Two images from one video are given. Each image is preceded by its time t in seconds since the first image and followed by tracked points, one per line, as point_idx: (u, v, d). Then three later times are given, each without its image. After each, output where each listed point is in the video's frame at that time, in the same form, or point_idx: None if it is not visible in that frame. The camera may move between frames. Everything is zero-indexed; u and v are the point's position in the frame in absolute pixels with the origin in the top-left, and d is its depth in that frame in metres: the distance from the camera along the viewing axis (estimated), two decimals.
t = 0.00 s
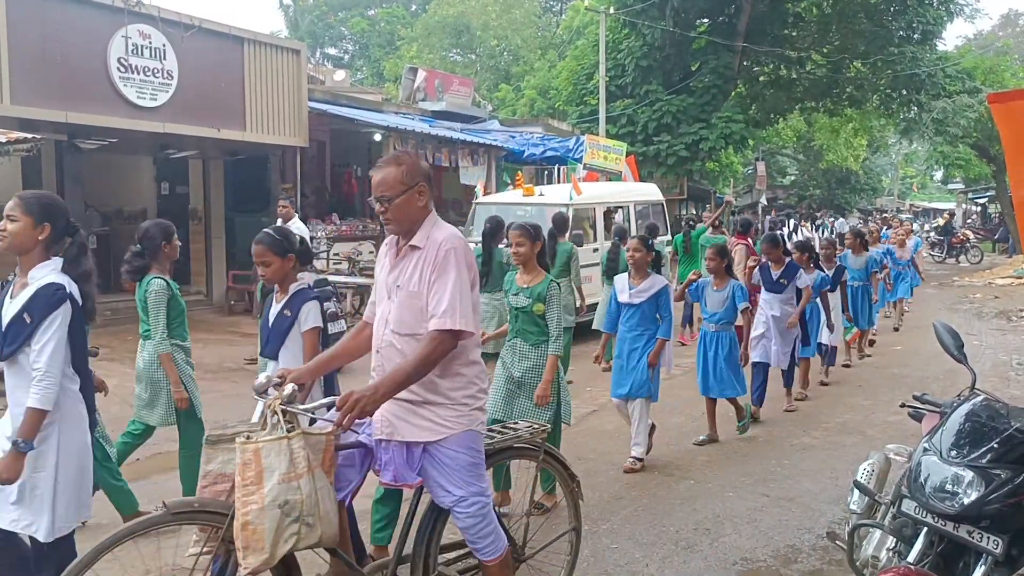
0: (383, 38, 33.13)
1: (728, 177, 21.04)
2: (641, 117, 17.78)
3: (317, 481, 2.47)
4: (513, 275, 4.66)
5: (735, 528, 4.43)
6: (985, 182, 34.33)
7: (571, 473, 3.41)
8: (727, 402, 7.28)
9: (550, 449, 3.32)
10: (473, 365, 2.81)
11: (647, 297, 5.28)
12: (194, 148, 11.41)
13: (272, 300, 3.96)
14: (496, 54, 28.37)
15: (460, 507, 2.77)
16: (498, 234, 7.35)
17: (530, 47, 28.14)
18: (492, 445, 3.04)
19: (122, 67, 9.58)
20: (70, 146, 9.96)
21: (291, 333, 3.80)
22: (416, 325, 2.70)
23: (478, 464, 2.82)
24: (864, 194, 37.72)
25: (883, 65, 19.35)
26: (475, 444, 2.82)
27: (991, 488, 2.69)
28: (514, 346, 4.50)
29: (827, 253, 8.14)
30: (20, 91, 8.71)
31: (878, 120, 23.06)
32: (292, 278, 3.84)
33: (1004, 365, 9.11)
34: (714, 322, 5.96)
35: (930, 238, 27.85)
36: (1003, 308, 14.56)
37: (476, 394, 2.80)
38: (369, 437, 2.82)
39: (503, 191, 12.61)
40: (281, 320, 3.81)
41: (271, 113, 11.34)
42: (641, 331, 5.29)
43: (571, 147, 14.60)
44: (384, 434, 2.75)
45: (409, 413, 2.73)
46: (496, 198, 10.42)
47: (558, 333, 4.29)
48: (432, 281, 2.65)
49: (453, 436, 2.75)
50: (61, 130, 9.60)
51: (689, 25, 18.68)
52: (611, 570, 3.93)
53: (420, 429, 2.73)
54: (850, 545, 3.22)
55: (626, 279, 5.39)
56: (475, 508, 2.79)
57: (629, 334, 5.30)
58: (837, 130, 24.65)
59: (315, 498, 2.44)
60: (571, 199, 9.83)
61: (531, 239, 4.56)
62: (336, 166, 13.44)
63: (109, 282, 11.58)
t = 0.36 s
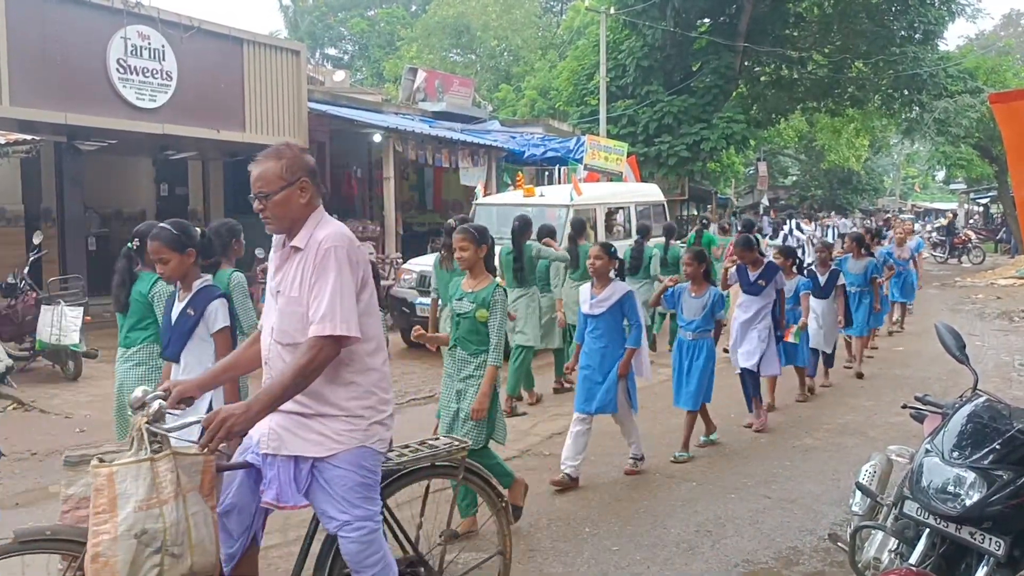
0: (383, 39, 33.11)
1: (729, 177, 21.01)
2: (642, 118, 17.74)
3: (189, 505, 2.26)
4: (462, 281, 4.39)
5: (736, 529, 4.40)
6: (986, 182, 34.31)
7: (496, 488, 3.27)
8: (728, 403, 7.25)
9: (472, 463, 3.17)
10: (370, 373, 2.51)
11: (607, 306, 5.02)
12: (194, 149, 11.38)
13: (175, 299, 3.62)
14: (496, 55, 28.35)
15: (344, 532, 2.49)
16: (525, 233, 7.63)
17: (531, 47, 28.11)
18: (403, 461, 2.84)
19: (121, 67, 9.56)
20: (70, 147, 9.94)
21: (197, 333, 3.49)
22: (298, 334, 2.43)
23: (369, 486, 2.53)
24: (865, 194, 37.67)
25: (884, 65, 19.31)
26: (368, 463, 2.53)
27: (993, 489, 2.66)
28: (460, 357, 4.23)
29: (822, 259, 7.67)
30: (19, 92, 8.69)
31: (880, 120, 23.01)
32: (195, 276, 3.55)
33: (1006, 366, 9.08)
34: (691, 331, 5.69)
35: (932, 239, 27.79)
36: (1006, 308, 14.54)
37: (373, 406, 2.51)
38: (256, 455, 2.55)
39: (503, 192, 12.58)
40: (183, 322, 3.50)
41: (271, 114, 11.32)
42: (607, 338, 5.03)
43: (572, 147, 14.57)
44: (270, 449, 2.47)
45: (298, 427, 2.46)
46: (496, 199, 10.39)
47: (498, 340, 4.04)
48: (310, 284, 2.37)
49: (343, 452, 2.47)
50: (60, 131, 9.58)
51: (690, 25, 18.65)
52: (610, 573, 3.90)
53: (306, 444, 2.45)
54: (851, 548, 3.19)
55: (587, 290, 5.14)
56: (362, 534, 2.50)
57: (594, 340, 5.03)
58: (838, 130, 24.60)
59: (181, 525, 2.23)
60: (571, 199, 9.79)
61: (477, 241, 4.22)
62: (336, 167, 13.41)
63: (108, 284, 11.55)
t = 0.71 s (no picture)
0: (383, 39, 33.07)
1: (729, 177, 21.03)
2: (641, 118, 17.74)
3: (25, 532, 2.17)
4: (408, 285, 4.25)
5: (735, 529, 4.40)
6: (985, 182, 34.37)
7: (405, 510, 3.01)
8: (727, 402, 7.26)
9: (377, 483, 2.94)
10: (237, 389, 2.35)
11: (567, 304, 4.79)
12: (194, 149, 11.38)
13: (67, 310, 3.32)
14: (496, 54, 28.37)
15: (185, 563, 2.30)
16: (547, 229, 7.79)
17: (531, 47, 28.11)
18: (290, 482, 2.68)
19: (120, 68, 9.55)
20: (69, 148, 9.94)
21: (90, 348, 3.16)
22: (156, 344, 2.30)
23: (226, 518, 2.36)
24: (864, 194, 37.71)
25: (884, 65, 19.33)
26: (227, 491, 2.35)
27: (993, 489, 2.65)
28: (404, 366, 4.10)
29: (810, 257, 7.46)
30: (19, 92, 8.69)
31: (879, 120, 23.00)
32: (91, 286, 3.25)
33: (1006, 365, 9.08)
34: (668, 336, 5.50)
35: (932, 238, 27.76)
36: (1005, 307, 14.57)
37: (238, 426, 2.35)
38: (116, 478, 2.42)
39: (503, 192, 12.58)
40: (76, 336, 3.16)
41: (270, 114, 11.32)
42: (570, 343, 4.79)
43: (571, 147, 14.54)
44: (124, 471, 2.34)
45: (152, 447, 2.33)
46: (495, 199, 10.37)
47: (458, 352, 4.08)
48: (170, 287, 2.25)
49: (196, 476, 2.31)
50: (60, 132, 9.57)
51: (689, 25, 18.64)
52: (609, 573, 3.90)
53: (160, 466, 2.32)
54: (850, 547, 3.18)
55: (545, 287, 4.91)
56: (203, 567, 2.31)
57: (557, 346, 4.80)
58: (838, 130, 24.59)
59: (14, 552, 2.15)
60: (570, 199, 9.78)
61: (423, 245, 4.08)
62: (335, 167, 13.39)
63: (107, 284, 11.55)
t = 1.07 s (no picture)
0: (382, 42, 33.12)
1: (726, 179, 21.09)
2: (639, 120, 17.81)
3: None
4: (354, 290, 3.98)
5: (733, 530, 4.43)
6: (981, 184, 34.48)
7: (306, 527, 3.05)
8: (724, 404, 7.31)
9: (273, 500, 2.96)
10: (106, 407, 2.24)
11: (536, 315, 4.56)
12: (192, 152, 11.40)
13: None
14: (494, 58, 28.49)
15: None
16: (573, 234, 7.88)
17: (529, 50, 28.18)
18: (172, 501, 2.66)
19: (119, 71, 9.59)
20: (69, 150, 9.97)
21: None
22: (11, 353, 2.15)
23: (108, 538, 2.29)
24: (861, 196, 37.81)
25: (880, 67, 19.42)
26: (109, 511, 2.28)
27: (988, 489, 2.69)
28: (349, 376, 3.87)
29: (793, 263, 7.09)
30: (19, 96, 8.71)
31: (876, 122, 23.08)
32: None
33: (1002, 367, 9.13)
34: (633, 340, 5.35)
35: (928, 240, 27.83)
36: (1002, 308, 14.65)
37: (105, 446, 2.24)
38: None
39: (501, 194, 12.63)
40: None
41: (269, 117, 11.33)
42: (535, 355, 4.57)
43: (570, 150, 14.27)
44: None
45: (13, 470, 2.21)
46: (494, 201, 10.42)
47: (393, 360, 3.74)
48: (27, 295, 2.12)
49: (66, 501, 2.22)
50: (59, 135, 9.60)
51: (687, 28, 18.71)
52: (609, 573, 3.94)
53: (23, 491, 2.21)
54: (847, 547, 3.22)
55: (511, 295, 4.68)
56: None
57: (522, 358, 4.58)
58: (834, 132, 24.67)
59: None
60: (570, 202, 9.84)
61: (368, 247, 3.82)
62: (334, 170, 13.44)
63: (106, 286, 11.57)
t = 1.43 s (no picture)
0: (381, 42, 33.08)
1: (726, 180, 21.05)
2: (638, 120, 17.77)
3: None
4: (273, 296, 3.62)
5: (732, 532, 4.39)
6: (981, 185, 34.44)
7: (191, 553, 2.84)
8: (723, 405, 7.28)
9: (150, 524, 2.79)
10: None
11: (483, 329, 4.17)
12: (190, 152, 11.37)
13: None
14: (493, 58, 28.46)
15: None
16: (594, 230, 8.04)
17: (528, 50, 28.12)
18: (32, 528, 2.50)
19: (117, 71, 9.56)
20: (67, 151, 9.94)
21: None
22: None
23: None
24: (862, 197, 37.76)
25: (880, 67, 19.40)
26: None
27: (990, 491, 2.65)
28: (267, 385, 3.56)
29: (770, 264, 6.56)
30: (16, 96, 8.69)
31: (876, 122, 23.03)
32: None
33: (1003, 368, 9.09)
34: (603, 350, 4.93)
35: (929, 240, 27.76)
36: (1003, 310, 14.59)
37: None
38: None
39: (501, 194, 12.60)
40: None
41: (267, 117, 11.29)
42: (483, 375, 4.19)
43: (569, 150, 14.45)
44: None
45: None
46: (493, 202, 10.38)
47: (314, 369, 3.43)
48: None
49: None
50: (57, 135, 9.57)
51: (687, 28, 18.68)
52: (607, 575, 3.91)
53: None
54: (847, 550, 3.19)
55: (459, 307, 4.26)
56: None
57: (469, 378, 4.19)
58: (834, 132, 24.63)
59: None
60: (569, 202, 9.80)
61: (290, 249, 3.51)
62: (333, 170, 13.40)
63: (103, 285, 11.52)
